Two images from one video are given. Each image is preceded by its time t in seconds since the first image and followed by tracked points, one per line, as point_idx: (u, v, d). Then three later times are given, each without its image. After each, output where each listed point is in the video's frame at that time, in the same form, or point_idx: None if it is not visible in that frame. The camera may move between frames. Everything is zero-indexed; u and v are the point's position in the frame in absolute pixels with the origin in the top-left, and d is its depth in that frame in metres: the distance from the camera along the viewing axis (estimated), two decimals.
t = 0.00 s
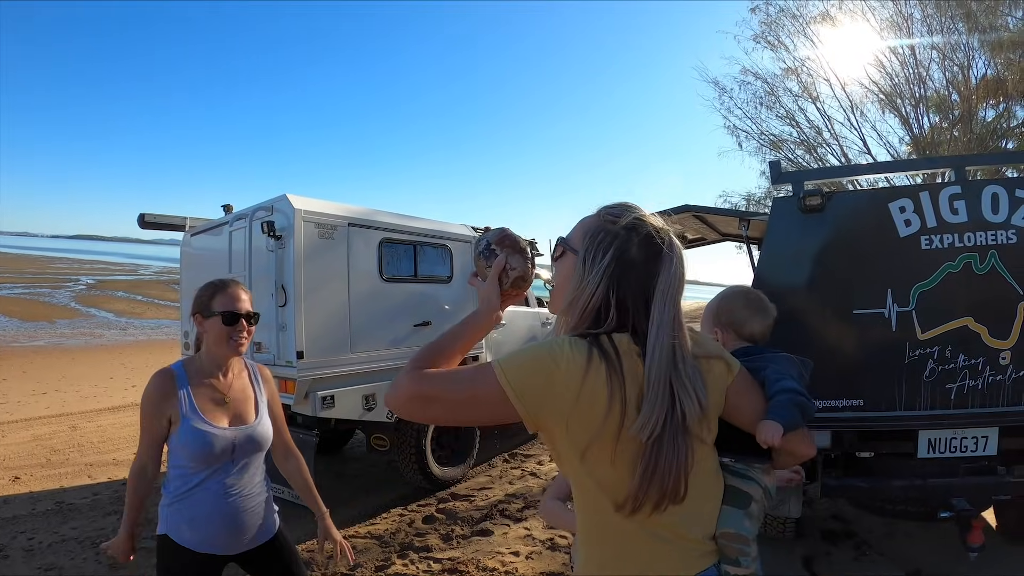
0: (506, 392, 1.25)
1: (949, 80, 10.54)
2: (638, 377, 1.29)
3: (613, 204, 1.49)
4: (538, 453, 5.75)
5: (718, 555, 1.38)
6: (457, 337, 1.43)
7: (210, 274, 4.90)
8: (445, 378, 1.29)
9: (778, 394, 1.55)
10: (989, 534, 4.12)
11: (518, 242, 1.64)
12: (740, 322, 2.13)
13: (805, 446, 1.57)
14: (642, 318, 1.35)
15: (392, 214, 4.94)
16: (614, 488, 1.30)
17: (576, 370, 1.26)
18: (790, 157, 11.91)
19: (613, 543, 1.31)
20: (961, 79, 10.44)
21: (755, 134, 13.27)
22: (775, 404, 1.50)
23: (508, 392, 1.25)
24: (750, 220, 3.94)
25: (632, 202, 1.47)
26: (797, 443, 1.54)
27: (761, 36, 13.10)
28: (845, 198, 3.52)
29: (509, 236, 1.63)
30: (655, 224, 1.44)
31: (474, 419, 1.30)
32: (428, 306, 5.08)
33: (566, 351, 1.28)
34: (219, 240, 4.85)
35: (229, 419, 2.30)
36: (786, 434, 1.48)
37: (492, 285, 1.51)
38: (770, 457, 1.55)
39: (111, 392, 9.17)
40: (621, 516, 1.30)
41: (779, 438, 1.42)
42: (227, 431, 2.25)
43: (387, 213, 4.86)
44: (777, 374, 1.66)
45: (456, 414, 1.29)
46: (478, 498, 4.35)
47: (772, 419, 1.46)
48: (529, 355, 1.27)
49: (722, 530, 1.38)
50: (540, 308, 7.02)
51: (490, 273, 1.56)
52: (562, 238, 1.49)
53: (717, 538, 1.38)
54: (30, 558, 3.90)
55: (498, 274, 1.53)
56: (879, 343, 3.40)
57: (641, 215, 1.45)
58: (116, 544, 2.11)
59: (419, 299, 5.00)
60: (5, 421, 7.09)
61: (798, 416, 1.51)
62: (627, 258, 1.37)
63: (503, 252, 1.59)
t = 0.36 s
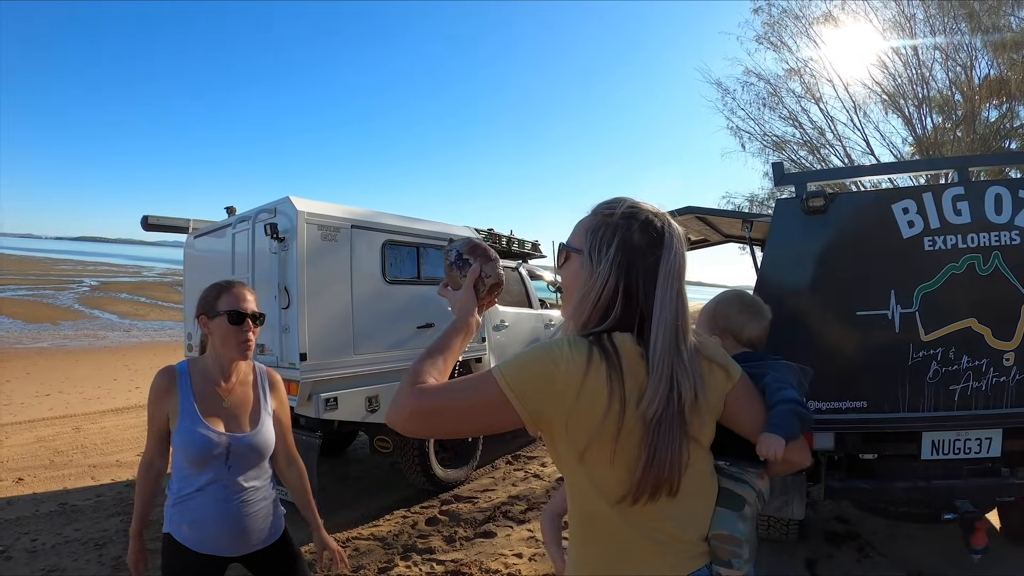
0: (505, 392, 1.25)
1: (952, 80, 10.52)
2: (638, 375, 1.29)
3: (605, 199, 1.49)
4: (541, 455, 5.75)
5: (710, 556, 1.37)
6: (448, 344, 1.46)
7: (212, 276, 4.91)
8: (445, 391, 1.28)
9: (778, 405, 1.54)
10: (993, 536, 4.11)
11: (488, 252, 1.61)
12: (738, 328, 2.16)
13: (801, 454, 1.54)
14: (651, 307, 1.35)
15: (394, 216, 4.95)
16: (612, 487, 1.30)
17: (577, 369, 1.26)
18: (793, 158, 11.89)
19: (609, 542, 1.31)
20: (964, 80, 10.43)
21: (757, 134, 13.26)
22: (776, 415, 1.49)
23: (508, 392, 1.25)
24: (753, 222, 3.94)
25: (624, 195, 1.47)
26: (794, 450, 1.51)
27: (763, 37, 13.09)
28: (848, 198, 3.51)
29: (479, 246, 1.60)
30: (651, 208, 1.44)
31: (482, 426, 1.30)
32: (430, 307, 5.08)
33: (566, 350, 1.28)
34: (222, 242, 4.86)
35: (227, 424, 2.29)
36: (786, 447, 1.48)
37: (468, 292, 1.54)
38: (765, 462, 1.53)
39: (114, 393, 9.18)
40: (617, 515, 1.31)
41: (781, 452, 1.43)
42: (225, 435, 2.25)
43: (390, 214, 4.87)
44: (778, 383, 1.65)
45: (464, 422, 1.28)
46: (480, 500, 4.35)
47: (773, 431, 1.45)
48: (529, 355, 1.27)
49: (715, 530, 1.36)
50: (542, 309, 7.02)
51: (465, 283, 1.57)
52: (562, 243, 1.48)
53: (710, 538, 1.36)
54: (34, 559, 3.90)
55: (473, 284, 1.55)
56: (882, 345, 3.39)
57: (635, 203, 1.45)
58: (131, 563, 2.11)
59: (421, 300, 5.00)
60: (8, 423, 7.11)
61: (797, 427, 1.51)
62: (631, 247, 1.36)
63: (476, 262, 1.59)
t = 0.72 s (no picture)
0: (512, 390, 1.24)
1: (952, 78, 10.53)
2: (643, 369, 1.29)
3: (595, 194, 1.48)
4: (540, 452, 5.75)
5: (701, 551, 1.36)
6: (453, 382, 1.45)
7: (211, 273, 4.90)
8: (464, 431, 1.27)
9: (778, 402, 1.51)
10: (992, 534, 4.11)
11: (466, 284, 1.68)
12: (749, 328, 2.07)
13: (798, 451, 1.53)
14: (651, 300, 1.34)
15: (394, 214, 4.95)
16: (617, 484, 1.30)
17: (584, 363, 1.26)
18: (793, 156, 11.89)
19: (615, 540, 1.31)
20: (964, 77, 10.44)
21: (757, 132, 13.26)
22: (774, 414, 1.48)
23: (515, 390, 1.24)
24: (752, 218, 3.93)
25: (614, 189, 1.46)
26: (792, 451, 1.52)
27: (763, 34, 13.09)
28: (848, 196, 3.51)
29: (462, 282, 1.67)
30: (643, 201, 1.44)
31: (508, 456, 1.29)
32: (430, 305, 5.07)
33: (571, 344, 1.27)
34: (221, 240, 4.85)
35: (226, 421, 2.30)
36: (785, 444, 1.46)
37: (455, 330, 1.55)
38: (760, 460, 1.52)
39: (113, 391, 9.18)
40: (622, 512, 1.31)
41: (780, 452, 1.43)
42: (223, 432, 2.25)
43: (389, 211, 4.86)
44: (777, 381, 1.60)
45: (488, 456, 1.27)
46: (480, 497, 4.35)
47: (771, 430, 1.44)
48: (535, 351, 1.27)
49: (708, 525, 1.36)
50: (542, 307, 7.02)
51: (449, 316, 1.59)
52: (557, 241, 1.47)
53: (704, 533, 1.36)
54: (33, 557, 3.90)
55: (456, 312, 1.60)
56: (882, 342, 3.39)
57: (626, 197, 1.45)
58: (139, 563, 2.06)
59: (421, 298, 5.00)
60: (7, 421, 7.10)
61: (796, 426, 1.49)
62: (627, 241, 1.36)
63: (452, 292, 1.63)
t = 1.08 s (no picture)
0: (514, 381, 1.24)
1: (954, 81, 10.54)
2: (646, 366, 1.29)
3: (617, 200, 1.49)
4: (540, 452, 5.75)
5: (713, 547, 1.38)
6: (466, 334, 1.44)
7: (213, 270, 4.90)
8: (458, 382, 1.29)
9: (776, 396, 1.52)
10: (992, 537, 4.11)
11: (516, 238, 1.68)
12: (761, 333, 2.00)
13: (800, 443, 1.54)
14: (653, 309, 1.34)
15: (396, 212, 4.94)
16: (620, 479, 1.30)
17: (587, 358, 1.26)
18: (795, 157, 11.88)
19: (616, 536, 1.31)
20: (966, 80, 10.44)
21: (759, 134, 13.25)
22: (772, 407, 1.48)
23: (517, 381, 1.24)
24: (754, 219, 3.93)
25: (636, 198, 1.47)
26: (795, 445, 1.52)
27: (766, 36, 13.09)
28: (850, 197, 3.51)
29: (513, 235, 1.66)
30: (661, 221, 1.45)
31: (491, 417, 1.29)
32: (431, 304, 5.08)
33: (574, 338, 1.28)
34: (223, 236, 4.85)
35: (226, 419, 2.29)
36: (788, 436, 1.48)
37: (494, 282, 1.54)
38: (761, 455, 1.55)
39: (113, 388, 9.19)
40: (625, 508, 1.30)
41: (781, 444, 1.43)
42: (222, 430, 2.24)
43: (391, 210, 4.86)
44: (774, 376, 1.62)
45: (472, 411, 1.28)
46: (480, 496, 4.35)
47: (771, 423, 1.45)
48: (538, 345, 1.27)
49: (717, 521, 1.38)
50: (543, 306, 7.02)
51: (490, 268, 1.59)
52: (568, 232, 1.48)
53: (713, 530, 1.38)
54: (33, 552, 3.90)
55: (499, 267, 1.57)
56: (883, 344, 3.38)
57: (647, 212, 1.45)
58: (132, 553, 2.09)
59: (422, 296, 5.00)
60: (7, 417, 7.11)
61: (795, 417, 1.49)
62: (637, 251, 1.37)
63: (499, 245, 1.63)
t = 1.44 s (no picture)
0: (514, 371, 1.24)
1: (956, 74, 10.52)
2: (646, 361, 1.30)
3: (634, 201, 1.50)
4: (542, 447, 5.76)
5: (723, 538, 1.41)
6: (473, 312, 1.43)
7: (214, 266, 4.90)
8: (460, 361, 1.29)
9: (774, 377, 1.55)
10: (994, 529, 4.11)
11: (542, 225, 1.68)
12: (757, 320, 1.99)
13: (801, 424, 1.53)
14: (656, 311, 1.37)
15: (397, 207, 4.94)
16: (623, 474, 1.30)
17: (587, 351, 1.26)
18: (796, 151, 11.86)
19: (619, 530, 1.31)
20: (968, 73, 10.43)
21: (760, 127, 13.23)
22: (772, 387, 1.51)
23: (517, 371, 1.24)
24: (756, 212, 3.93)
25: (654, 202, 1.48)
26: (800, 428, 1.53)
27: (768, 29, 13.05)
28: (851, 190, 3.50)
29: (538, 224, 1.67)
30: (675, 231, 1.45)
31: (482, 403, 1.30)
32: (432, 299, 5.08)
33: (575, 331, 1.27)
34: (224, 232, 4.86)
35: (231, 414, 2.30)
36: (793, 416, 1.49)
37: (511, 269, 1.50)
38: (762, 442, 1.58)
39: (115, 384, 9.20)
40: (629, 503, 1.31)
41: (787, 425, 1.44)
42: (229, 425, 2.25)
43: (392, 205, 4.85)
44: (771, 360, 1.67)
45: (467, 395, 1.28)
46: (481, 490, 4.36)
47: (773, 404, 1.47)
48: (540, 336, 1.26)
49: (726, 513, 1.40)
50: (544, 301, 7.02)
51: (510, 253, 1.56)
52: (581, 222, 1.50)
53: (721, 521, 1.40)
54: (36, 548, 3.91)
55: (519, 256, 1.53)
56: (885, 336, 3.38)
57: (663, 219, 1.45)
58: (130, 554, 2.09)
59: (424, 292, 5.00)
60: (10, 413, 7.12)
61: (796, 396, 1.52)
62: (648, 254, 1.38)
63: (527, 233, 1.61)
